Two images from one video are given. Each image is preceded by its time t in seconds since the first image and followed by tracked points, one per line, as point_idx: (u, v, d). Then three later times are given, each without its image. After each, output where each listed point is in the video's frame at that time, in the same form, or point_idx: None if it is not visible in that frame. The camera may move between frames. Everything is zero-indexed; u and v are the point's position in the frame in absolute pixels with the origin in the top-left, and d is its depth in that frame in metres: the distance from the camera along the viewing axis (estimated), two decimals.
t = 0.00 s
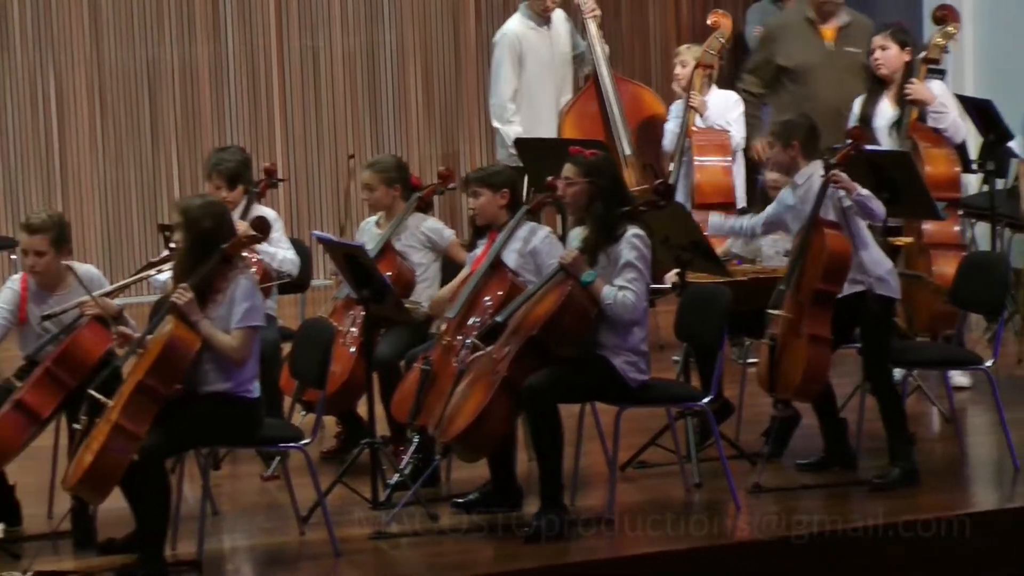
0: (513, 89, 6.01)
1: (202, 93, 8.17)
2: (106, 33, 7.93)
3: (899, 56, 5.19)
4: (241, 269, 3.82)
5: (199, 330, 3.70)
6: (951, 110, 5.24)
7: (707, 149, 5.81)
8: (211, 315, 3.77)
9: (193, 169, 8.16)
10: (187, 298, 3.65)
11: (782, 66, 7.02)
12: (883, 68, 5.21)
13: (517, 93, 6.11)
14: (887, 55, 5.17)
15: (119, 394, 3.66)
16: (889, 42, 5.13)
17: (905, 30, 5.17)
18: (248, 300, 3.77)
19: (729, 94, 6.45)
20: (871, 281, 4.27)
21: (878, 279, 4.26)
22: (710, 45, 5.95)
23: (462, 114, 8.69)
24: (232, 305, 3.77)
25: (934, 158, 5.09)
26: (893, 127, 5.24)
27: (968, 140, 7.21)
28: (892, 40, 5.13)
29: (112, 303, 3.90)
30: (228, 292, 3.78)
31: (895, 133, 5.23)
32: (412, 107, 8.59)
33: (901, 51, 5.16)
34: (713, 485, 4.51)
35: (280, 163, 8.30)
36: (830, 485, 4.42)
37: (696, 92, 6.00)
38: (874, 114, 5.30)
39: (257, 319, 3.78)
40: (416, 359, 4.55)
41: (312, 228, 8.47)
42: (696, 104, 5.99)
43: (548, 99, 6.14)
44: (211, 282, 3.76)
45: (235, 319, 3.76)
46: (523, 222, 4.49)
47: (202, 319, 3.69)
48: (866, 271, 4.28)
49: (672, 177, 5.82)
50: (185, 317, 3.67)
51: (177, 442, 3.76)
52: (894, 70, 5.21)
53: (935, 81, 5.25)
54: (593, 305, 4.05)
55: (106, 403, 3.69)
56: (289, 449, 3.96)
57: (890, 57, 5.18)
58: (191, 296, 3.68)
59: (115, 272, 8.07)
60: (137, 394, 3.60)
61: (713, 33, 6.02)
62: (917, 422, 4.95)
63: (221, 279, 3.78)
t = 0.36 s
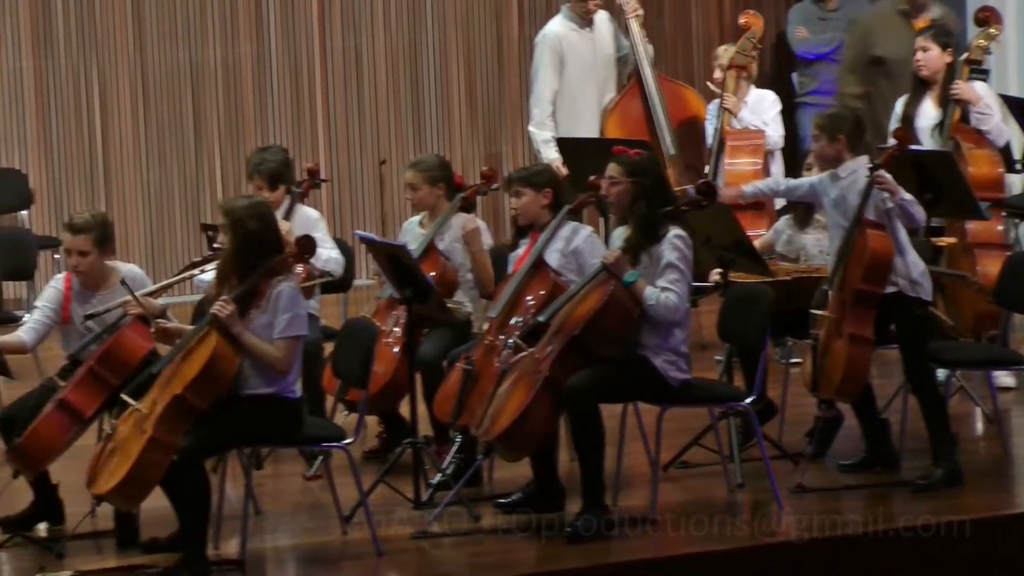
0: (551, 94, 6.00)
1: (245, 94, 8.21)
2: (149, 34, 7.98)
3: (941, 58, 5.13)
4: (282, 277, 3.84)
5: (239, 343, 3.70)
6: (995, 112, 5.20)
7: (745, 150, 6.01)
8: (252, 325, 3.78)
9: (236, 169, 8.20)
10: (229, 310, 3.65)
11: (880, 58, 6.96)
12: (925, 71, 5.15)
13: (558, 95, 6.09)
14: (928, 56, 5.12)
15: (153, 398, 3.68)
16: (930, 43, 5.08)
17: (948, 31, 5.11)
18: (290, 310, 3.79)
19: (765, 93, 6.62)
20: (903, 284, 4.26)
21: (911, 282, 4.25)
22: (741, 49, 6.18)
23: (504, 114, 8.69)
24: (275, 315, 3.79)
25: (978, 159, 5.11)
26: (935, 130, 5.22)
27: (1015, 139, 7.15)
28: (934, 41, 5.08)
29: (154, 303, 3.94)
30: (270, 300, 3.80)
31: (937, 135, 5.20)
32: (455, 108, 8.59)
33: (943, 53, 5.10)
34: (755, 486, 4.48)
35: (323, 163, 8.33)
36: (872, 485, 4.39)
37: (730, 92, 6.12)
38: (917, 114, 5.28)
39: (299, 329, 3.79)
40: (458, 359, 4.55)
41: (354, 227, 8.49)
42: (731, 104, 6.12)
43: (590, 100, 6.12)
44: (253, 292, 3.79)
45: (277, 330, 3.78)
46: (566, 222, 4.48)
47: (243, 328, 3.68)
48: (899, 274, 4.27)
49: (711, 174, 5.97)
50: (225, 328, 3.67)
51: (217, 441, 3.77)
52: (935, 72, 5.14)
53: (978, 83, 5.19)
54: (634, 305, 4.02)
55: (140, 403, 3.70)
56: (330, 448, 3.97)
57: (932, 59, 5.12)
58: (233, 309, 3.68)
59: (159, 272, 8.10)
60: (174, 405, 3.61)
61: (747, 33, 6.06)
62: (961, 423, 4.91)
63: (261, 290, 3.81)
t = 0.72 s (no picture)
0: (593, 94, 5.98)
1: (291, 93, 8.25)
2: (195, 34, 8.03)
3: (988, 56, 5.08)
4: (318, 271, 3.88)
5: (287, 331, 3.70)
6: None
7: (788, 150, 6.20)
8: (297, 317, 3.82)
9: (283, 168, 8.24)
10: (280, 300, 3.63)
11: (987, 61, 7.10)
12: (972, 70, 5.10)
13: (601, 95, 6.07)
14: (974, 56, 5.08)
15: (204, 393, 3.70)
16: (976, 42, 5.04)
17: (994, 30, 5.06)
18: (333, 304, 3.84)
19: (808, 92, 6.64)
20: (951, 284, 4.21)
21: (959, 282, 4.21)
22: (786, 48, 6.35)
23: (550, 114, 8.70)
24: (317, 309, 3.83)
25: None
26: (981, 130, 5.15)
27: None
28: (981, 39, 5.03)
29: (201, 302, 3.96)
30: (312, 296, 3.83)
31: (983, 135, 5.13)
32: (501, 107, 8.62)
33: (989, 53, 5.06)
34: (802, 486, 4.45)
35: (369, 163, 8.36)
36: (920, 485, 4.35)
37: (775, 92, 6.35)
38: (962, 115, 5.22)
39: (342, 322, 3.85)
40: (504, 358, 4.55)
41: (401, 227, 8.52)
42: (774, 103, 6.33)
43: (635, 100, 6.10)
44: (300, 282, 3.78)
45: (321, 323, 3.82)
46: (612, 222, 4.46)
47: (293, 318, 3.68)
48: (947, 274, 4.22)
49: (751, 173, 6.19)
50: (276, 317, 3.66)
51: (265, 439, 3.79)
52: (982, 71, 5.10)
53: None
54: (682, 305, 4.00)
55: (192, 393, 3.73)
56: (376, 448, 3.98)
57: (978, 59, 5.08)
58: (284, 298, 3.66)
59: (205, 272, 8.14)
60: (227, 397, 3.62)
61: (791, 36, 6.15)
62: (1010, 425, 4.87)
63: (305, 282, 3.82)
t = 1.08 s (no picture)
0: (636, 92, 5.98)
1: (335, 95, 8.28)
2: (239, 37, 8.08)
3: None
4: (352, 267, 3.89)
5: (325, 327, 3.72)
6: None
7: (839, 148, 6.22)
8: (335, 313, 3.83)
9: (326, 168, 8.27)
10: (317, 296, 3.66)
11: None
12: (1016, 68, 5.06)
13: (644, 94, 6.05)
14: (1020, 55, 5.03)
15: (248, 391, 3.73)
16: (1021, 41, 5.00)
17: None
18: (371, 296, 3.84)
19: (852, 91, 6.73)
20: (992, 283, 4.20)
21: (1000, 280, 4.19)
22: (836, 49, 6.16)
23: (593, 113, 8.70)
24: (354, 304, 3.83)
25: None
26: None
27: None
28: None
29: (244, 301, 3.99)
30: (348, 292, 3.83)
31: None
32: (544, 107, 8.64)
33: None
34: (845, 486, 4.43)
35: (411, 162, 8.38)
36: (963, 485, 4.31)
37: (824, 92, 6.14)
38: (1006, 114, 5.17)
39: (381, 314, 3.85)
40: (547, 357, 4.55)
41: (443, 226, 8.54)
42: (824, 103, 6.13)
43: (679, 99, 6.08)
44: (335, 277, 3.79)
45: (361, 317, 3.82)
46: (654, 221, 4.43)
47: (331, 314, 3.71)
48: (989, 273, 4.21)
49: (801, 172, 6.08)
50: (314, 313, 3.69)
51: (306, 437, 3.81)
52: None
53: None
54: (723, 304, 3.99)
55: (236, 399, 3.76)
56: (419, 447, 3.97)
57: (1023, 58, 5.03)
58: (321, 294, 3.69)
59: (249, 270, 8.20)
60: (266, 396, 3.64)
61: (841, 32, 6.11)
62: None
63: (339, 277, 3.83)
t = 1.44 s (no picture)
0: (684, 92, 5.85)
1: (381, 95, 8.30)
2: (285, 38, 8.14)
3: None
4: (397, 263, 3.93)
5: (365, 322, 3.78)
6: None
7: (893, 146, 6.23)
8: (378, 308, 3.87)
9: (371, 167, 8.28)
10: (355, 294, 3.70)
11: None
12: None
13: (692, 93, 5.92)
14: None
15: (291, 388, 3.76)
16: None
17: None
18: (412, 291, 3.87)
19: (900, 89, 6.71)
20: None
21: None
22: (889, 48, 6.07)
23: (640, 112, 8.70)
24: (395, 300, 3.86)
25: None
26: None
27: None
28: None
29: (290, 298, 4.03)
30: (389, 290, 3.86)
31: None
32: (590, 107, 8.63)
33: None
34: (892, 486, 4.40)
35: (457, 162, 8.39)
36: (1012, 486, 4.28)
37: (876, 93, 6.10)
38: None
39: (422, 310, 3.88)
40: (593, 356, 4.56)
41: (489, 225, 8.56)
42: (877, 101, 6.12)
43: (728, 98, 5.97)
44: (377, 274, 3.83)
45: (403, 312, 3.85)
46: (700, 220, 4.39)
47: (371, 310, 3.76)
48: None
49: (851, 179, 6.02)
50: (354, 309, 3.75)
51: (349, 436, 3.84)
52: None
53: None
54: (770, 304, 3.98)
55: (280, 397, 3.81)
56: (465, 446, 4.01)
57: None
58: (360, 291, 3.74)
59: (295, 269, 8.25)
60: (308, 390, 3.67)
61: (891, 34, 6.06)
62: None
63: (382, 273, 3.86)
